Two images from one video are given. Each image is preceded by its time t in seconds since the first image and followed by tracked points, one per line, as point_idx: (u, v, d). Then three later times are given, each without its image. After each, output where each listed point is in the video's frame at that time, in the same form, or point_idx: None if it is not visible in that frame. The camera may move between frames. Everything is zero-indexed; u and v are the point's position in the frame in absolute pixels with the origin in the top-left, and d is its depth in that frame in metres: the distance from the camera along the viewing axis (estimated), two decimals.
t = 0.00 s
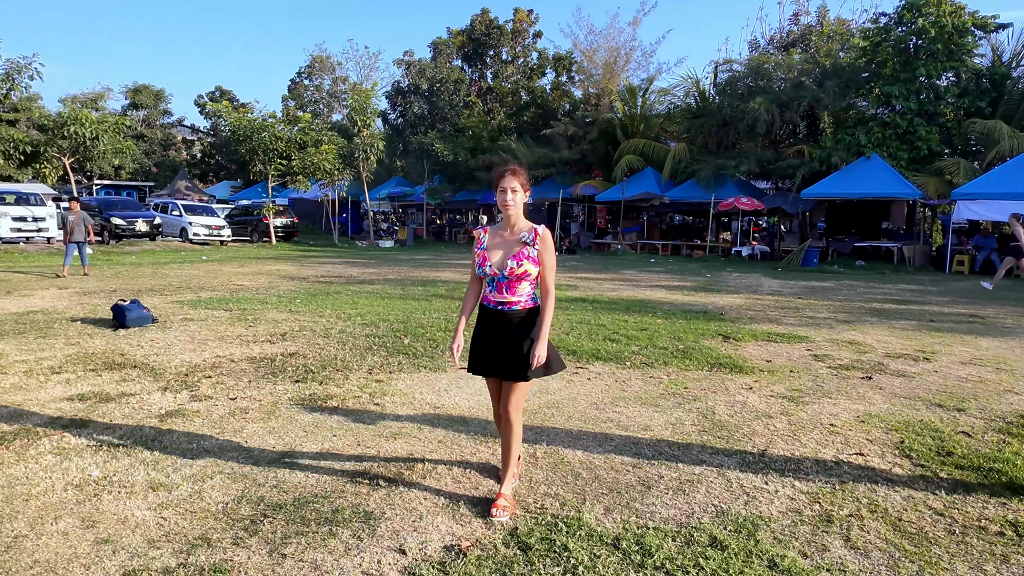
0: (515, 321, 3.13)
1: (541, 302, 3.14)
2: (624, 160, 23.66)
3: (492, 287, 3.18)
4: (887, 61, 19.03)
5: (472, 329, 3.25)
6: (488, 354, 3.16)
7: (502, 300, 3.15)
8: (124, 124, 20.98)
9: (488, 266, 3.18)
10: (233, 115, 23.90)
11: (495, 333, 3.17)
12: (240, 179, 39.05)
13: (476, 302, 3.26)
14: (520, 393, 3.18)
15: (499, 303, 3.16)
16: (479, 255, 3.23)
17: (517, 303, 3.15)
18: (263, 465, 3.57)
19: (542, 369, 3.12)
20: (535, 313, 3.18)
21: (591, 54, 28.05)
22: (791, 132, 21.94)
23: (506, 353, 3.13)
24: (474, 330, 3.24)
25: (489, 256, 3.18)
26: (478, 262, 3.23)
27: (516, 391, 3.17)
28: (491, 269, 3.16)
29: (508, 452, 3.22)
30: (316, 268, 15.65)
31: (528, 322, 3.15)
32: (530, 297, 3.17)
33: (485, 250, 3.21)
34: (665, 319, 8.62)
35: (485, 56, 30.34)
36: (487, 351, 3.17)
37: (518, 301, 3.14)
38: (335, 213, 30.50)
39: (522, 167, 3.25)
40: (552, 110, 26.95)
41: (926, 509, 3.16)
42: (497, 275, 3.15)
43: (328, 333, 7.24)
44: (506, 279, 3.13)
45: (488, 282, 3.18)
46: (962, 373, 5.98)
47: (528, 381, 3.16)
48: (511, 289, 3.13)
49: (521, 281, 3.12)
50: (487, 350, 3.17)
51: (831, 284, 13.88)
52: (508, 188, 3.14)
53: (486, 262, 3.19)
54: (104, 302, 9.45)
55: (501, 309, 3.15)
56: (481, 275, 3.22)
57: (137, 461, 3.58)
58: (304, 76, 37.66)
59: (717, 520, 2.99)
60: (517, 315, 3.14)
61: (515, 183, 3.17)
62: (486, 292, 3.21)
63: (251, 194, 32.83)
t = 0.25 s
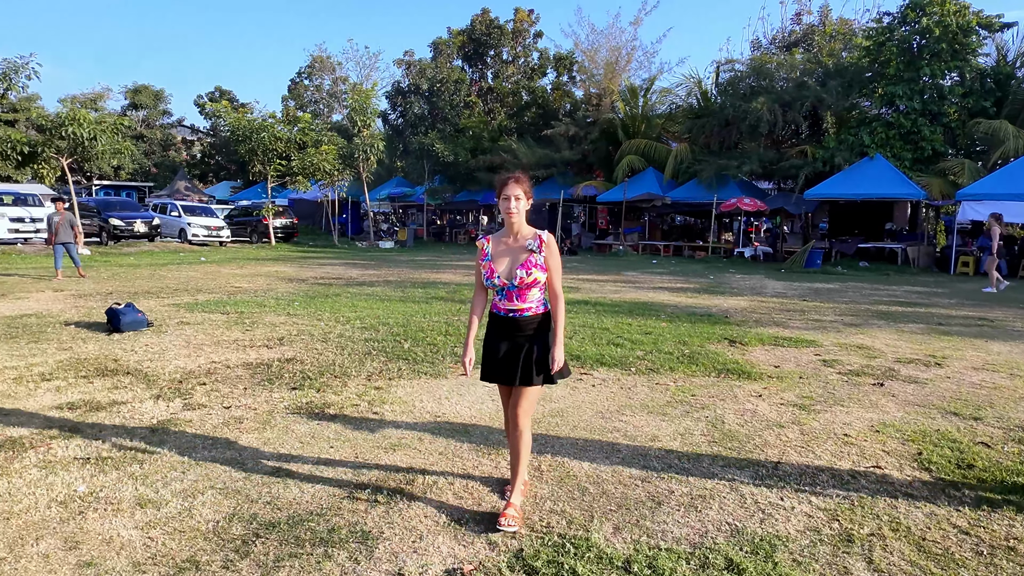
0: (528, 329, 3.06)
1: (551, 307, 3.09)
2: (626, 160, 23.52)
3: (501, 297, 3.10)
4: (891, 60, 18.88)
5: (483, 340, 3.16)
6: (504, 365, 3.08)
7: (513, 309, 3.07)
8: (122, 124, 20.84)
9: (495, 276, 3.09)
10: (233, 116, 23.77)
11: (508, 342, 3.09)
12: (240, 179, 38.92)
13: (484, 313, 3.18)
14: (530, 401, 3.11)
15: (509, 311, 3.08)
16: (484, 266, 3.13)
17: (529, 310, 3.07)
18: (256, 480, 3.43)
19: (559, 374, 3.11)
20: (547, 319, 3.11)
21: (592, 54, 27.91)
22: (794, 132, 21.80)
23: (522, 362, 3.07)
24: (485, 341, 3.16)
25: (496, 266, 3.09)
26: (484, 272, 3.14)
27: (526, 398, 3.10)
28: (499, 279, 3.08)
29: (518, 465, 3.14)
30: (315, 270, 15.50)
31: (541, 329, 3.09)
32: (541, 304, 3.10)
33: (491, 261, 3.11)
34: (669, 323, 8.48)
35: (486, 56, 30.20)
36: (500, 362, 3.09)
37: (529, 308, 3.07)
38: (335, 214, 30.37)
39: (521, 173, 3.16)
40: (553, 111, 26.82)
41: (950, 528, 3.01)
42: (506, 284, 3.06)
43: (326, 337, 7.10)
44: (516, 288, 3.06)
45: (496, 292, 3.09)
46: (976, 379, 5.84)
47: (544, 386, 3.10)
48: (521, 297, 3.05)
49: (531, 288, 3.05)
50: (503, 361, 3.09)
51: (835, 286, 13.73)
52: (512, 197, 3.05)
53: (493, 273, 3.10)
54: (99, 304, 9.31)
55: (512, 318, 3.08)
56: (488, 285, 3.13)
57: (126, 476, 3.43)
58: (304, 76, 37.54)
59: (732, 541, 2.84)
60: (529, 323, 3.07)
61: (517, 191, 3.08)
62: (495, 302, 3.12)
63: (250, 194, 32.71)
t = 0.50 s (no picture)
0: (538, 328, 3.03)
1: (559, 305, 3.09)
2: (627, 160, 23.42)
3: (509, 297, 3.05)
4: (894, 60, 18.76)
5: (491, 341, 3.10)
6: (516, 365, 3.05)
7: (523, 308, 3.04)
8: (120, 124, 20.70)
9: (504, 276, 3.04)
10: (232, 116, 23.65)
11: (519, 343, 3.06)
12: (240, 179, 38.79)
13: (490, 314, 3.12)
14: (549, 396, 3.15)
15: (518, 311, 3.04)
16: (492, 265, 3.09)
17: (537, 309, 3.04)
18: (250, 492, 3.31)
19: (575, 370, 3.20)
20: (555, 318, 3.11)
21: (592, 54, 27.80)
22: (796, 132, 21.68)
23: (534, 361, 3.04)
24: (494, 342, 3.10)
25: (504, 266, 3.05)
26: (491, 273, 3.09)
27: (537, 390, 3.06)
28: (508, 279, 3.04)
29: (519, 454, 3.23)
30: (315, 271, 15.38)
31: (551, 327, 3.08)
32: (549, 303, 3.08)
33: (500, 260, 3.07)
34: (673, 325, 8.36)
35: (486, 55, 30.08)
36: (513, 362, 3.06)
37: (538, 307, 3.04)
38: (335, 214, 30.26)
39: (525, 173, 3.15)
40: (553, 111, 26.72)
41: (973, 544, 2.89)
42: (515, 284, 3.03)
43: (325, 341, 6.98)
44: (525, 287, 3.02)
45: (503, 292, 3.05)
46: (987, 384, 5.71)
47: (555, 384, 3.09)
48: (530, 296, 3.02)
49: (541, 287, 3.02)
50: (515, 360, 3.05)
51: (839, 287, 13.61)
52: (518, 197, 3.02)
53: (501, 272, 3.05)
54: (95, 307, 9.18)
55: (522, 318, 3.04)
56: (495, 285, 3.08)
57: (115, 488, 3.31)
58: (304, 76, 37.43)
59: (746, 559, 2.72)
60: (539, 321, 3.04)
61: (525, 191, 3.07)
62: (502, 302, 3.08)
63: (250, 194, 32.58)
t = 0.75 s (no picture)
0: (549, 330, 2.97)
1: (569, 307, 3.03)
2: (628, 160, 23.30)
3: (519, 297, 2.97)
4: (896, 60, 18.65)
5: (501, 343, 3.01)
6: (527, 367, 2.96)
7: (534, 310, 2.96)
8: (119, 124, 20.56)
9: (516, 275, 2.97)
10: (231, 115, 23.51)
11: (530, 344, 2.97)
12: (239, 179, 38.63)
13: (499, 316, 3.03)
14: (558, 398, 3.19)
15: (529, 312, 2.96)
16: (503, 265, 3.00)
17: (550, 310, 2.98)
18: (246, 503, 3.19)
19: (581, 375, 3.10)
20: (565, 320, 3.05)
21: (593, 53, 27.68)
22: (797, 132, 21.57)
23: (545, 363, 2.98)
24: (504, 343, 3.00)
25: (516, 265, 2.97)
26: (503, 272, 3.01)
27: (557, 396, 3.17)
28: (520, 279, 2.95)
29: (524, 459, 3.08)
30: (314, 272, 15.25)
31: (561, 329, 3.01)
32: (560, 304, 3.01)
33: (511, 260, 2.99)
34: (677, 327, 8.24)
35: (486, 55, 29.96)
36: (523, 364, 2.96)
37: (550, 308, 2.97)
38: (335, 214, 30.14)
39: (536, 173, 3.07)
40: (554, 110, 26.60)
41: (998, 558, 2.77)
42: (526, 284, 2.95)
43: (324, 343, 6.85)
44: (536, 287, 2.94)
45: (515, 292, 2.97)
46: (1000, 388, 5.60)
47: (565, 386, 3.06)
48: (542, 296, 2.94)
49: (552, 288, 2.96)
50: (526, 362, 2.96)
51: (843, 288, 13.49)
52: (530, 197, 2.92)
53: (513, 272, 2.97)
54: (91, 309, 9.04)
55: (533, 319, 2.95)
56: (507, 285, 3.00)
57: (106, 499, 3.19)
58: (303, 76, 37.29)
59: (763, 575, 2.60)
60: (550, 322, 2.97)
61: (535, 191, 2.98)
62: (513, 303, 2.99)
63: (249, 194, 32.43)
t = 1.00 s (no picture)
0: (562, 332, 2.87)
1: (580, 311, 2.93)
2: (629, 160, 23.19)
3: (533, 300, 2.87)
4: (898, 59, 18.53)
5: (513, 346, 2.89)
6: (541, 370, 2.84)
7: (548, 312, 2.85)
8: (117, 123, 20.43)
9: (530, 278, 2.86)
10: (230, 115, 23.38)
11: (543, 348, 2.86)
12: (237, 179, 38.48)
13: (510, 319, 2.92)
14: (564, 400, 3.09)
15: (543, 315, 2.85)
16: (517, 267, 2.90)
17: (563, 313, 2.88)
18: (239, 513, 3.07)
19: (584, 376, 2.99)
20: (578, 324, 2.94)
21: (593, 53, 27.55)
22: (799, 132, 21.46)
23: (557, 366, 2.87)
24: (515, 347, 2.89)
25: (530, 268, 2.87)
26: (515, 274, 2.91)
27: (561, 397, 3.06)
28: (534, 281, 2.85)
29: (532, 462, 2.95)
30: (312, 272, 15.12)
31: (573, 332, 2.91)
32: (572, 307, 2.92)
33: (525, 262, 2.89)
34: (680, 329, 8.12)
35: (486, 54, 29.82)
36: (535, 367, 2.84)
37: (563, 311, 2.88)
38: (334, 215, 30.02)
39: (547, 174, 2.98)
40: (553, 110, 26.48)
41: None
42: (540, 287, 2.85)
43: (322, 345, 6.73)
44: (551, 290, 2.84)
45: (528, 295, 2.87)
46: (1011, 391, 5.48)
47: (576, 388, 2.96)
48: (556, 299, 2.85)
49: (565, 291, 2.86)
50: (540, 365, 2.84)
51: (846, 288, 13.38)
52: (541, 200, 2.83)
53: (527, 274, 2.88)
54: (85, 310, 8.90)
55: (546, 322, 2.85)
56: (520, 288, 2.90)
57: (94, 509, 3.07)
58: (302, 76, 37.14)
59: None
60: (563, 326, 2.87)
61: (547, 193, 2.88)
62: (525, 305, 2.89)
63: (247, 194, 32.28)
